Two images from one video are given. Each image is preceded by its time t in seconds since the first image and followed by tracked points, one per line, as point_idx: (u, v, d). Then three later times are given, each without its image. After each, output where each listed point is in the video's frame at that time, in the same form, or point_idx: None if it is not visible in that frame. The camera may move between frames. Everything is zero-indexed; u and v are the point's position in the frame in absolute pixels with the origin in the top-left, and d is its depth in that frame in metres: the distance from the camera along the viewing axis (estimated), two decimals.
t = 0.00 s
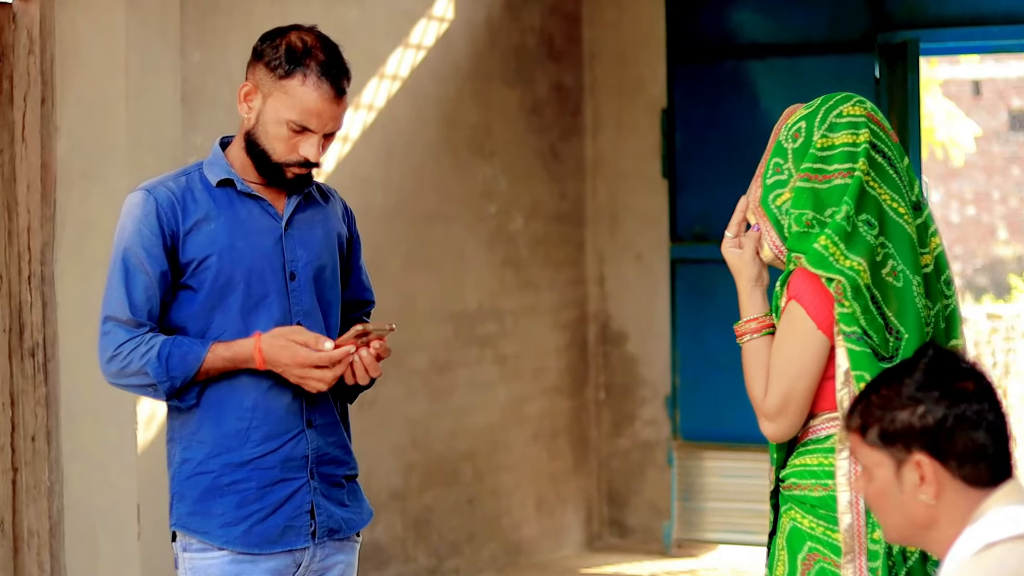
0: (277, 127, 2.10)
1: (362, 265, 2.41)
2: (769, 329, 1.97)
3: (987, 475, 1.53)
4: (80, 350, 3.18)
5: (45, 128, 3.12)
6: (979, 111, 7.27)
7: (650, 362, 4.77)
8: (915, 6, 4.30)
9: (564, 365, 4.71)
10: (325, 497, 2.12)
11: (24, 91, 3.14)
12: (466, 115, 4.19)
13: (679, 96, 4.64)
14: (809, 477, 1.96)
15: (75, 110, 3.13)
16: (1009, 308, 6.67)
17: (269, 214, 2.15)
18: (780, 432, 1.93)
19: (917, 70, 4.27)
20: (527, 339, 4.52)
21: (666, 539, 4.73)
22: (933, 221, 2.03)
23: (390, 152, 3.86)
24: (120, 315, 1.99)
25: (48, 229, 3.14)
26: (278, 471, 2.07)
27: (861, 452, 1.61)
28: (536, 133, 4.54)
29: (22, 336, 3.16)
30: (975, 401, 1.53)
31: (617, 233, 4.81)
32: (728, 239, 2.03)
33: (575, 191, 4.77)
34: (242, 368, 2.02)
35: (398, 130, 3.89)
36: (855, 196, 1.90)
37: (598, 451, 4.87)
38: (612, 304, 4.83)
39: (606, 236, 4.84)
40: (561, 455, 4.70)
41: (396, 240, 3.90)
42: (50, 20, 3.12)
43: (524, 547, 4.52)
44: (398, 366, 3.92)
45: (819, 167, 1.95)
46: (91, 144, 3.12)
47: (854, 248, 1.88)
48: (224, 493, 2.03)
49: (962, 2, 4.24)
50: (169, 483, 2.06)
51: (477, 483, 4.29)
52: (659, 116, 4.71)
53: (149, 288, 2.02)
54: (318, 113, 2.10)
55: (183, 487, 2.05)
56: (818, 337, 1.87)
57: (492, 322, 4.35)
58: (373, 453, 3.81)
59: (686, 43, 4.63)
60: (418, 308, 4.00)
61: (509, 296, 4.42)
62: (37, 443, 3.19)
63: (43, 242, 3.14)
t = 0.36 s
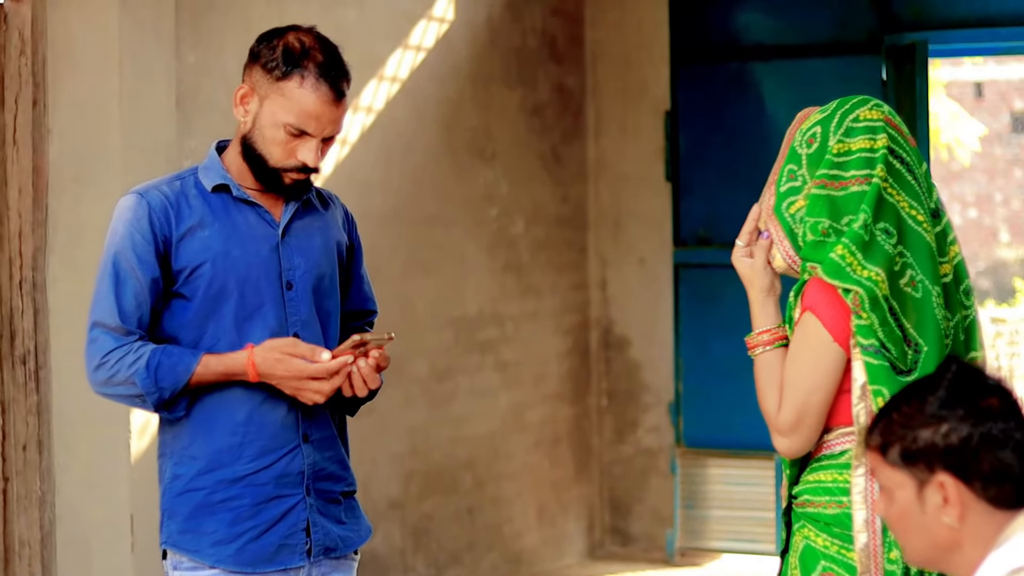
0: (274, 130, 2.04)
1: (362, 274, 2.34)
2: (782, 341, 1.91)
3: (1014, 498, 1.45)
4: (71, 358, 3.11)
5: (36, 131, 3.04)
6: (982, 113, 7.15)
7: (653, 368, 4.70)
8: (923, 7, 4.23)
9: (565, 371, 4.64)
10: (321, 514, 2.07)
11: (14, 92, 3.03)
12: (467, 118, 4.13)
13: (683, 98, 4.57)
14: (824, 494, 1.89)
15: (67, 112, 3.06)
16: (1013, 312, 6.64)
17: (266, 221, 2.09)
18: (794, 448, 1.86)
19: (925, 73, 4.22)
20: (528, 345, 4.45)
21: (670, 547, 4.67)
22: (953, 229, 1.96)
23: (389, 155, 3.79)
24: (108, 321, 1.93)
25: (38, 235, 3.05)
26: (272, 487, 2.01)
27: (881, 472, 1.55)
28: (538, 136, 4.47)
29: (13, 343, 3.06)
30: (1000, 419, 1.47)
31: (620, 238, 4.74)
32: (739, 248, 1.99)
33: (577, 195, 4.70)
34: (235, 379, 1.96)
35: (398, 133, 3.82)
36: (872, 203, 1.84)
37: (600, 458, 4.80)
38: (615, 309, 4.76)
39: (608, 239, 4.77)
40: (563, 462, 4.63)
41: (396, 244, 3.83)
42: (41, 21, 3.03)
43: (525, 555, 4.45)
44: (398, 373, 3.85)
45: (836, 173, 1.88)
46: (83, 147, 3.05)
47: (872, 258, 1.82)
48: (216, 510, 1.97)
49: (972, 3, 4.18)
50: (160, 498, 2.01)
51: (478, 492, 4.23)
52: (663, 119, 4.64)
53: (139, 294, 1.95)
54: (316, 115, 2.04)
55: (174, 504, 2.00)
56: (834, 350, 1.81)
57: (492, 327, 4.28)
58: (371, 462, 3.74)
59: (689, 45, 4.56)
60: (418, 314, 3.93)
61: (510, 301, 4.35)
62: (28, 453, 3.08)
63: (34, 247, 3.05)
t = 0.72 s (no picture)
0: (275, 134, 2.03)
1: (362, 283, 2.34)
2: (794, 348, 1.85)
3: None
4: (66, 365, 3.04)
5: (31, 132, 2.96)
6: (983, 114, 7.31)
7: (656, 373, 4.65)
8: (930, 8, 4.20)
9: (567, 376, 4.59)
10: (319, 528, 2.08)
11: (7, 95, 2.95)
12: (467, 120, 4.07)
13: (687, 101, 4.53)
14: (838, 507, 1.84)
15: (62, 116, 3.00)
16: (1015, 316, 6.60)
17: (265, 228, 2.08)
18: (806, 459, 1.81)
19: (931, 74, 4.19)
20: (529, 350, 4.40)
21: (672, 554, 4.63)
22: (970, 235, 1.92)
23: (389, 158, 3.73)
24: (103, 331, 1.92)
25: (33, 239, 2.98)
26: (270, 501, 2.02)
27: (900, 487, 1.50)
28: (539, 138, 4.42)
29: (6, 350, 2.97)
30: None
31: (622, 241, 4.69)
32: (750, 253, 1.93)
33: (579, 198, 4.65)
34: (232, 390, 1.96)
35: (397, 136, 3.77)
36: (888, 209, 1.79)
37: (602, 465, 4.75)
38: (616, 313, 4.71)
39: (611, 242, 4.72)
40: (565, 469, 4.57)
41: (395, 248, 3.77)
42: (37, 23, 2.96)
43: (527, 563, 4.40)
44: (398, 379, 3.79)
45: (850, 177, 1.83)
46: (79, 151, 2.99)
47: (887, 265, 1.77)
48: (212, 525, 1.98)
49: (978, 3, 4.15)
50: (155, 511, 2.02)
51: (479, 499, 4.17)
52: (666, 121, 4.59)
53: (135, 303, 1.94)
54: (318, 119, 2.03)
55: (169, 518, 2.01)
56: (846, 358, 1.76)
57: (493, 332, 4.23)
58: (370, 470, 3.68)
59: (692, 47, 4.52)
60: (417, 319, 3.87)
61: (512, 306, 4.30)
62: (23, 461, 3.01)
63: (28, 252, 2.97)
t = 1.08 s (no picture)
0: (276, 138, 2.02)
1: (369, 291, 2.37)
2: (807, 358, 1.85)
3: None
4: (63, 372, 3.00)
5: (26, 137, 2.98)
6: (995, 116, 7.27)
7: (660, 378, 4.60)
8: (936, 8, 4.13)
9: (571, 381, 4.54)
10: (323, 543, 2.11)
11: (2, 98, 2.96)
12: (469, 123, 4.02)
13: (691, 103, 4.49)
14: (852, 521, 1.81)
15: (56, 119, 2.97)
16: None
17: (268, 235, 2.09)
18: (820, 472, 1.79)
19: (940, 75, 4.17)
20: (533, 355, 4.35)
21: (678, 560, 4.60)
22: (987, 241, 1.92)
23: (389, 162, 3.65)
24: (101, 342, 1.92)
25: (30, 245, 2.99)
26: (272, 515, 2.03)
27: (922, 503, 1.45)
28: (541, 140, 4.38)
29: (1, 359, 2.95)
30: None
31: (626, 245, 4.65)
32: (763, 261, 1.95)
33: (582, 202, 4.61)
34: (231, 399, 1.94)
35: (398, 138, 3.69)
36: (905, 215, 1.78)
37: (606, 470, 4.70)
38: (620, 317, 4.67)
39: (615, 246, 4.67)
40: (568, 475, 4.53)
41: (396, 251, 3.68)
42: (31, 25, 2.98)
43: (530, 570, 4.35)
44: (401, 384, 3.71)
45: (865, 182, 1.83)
46: (73, 154, 2.95)
47: (904, 273, 1.75)
48: (214, 540, 1.99)
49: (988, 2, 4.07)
50: (154, 526, 2.02)
51: (481, 506, 4.12)
52: (670, 124, 4.54)
53: (133, 312, 1.94)
54: (321, 122, 2.02)
55: (168, 532, 2.01)
56: (863, 369, 1.73)
57: (496, 337, 4.17)
58: (370, 479, 3.56)
59: (696, 49, 4.49)
60: (420, 324, 3.79)
61: (514, 311, 4.26)
62: (19, 470, 2.99)
63: (24, 258, 2.98)
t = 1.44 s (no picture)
0: (268, 148, 2.03)
1: (369, 301, 2.37)
2: (805, 371, 1.85)
3: None
4: (61, 379, 2.98)
5: (24, 143, 2.98)
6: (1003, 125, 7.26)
7: (659, 386, 4.59)
8: (938, 16, 4.12)
9: (570, 389, 4.55)
10: (319, 555, 2.10)
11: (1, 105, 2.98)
12: (469, 130, 4.02)
13: (692, 111, 4.48)
14: (849, 534, 1.81)
15: (55, 126, 2.97)
16: None
17: (263, 244, 2.10)
18: (818, 486, 1.79)
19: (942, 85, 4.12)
20: (532, 362, 4.35)
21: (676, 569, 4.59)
22: (986, 255, 1.92)
23: (389, 170, 3.65)
24: (94, 353, 1.92)
25: (27, 251, 2.99)
26: (267, 527, 2.03)
27: (919, 519, 1.45)
28: (541, 147, 4.37)
29: None
30: None
31: (626, 253, 4.64)
32: (761, 274, 1.96)
33: (582, 209, 4.61)
34: (221, 407, 1.94)
35: (398, 145, 3.68)
36: (904, 228, 1.78)
37: (605, 478, 4.69)
38: (620, 325, 4.65)
39: (615, 254, 4.67)
40: (567, 483, 4.53)
41: (397, 259, 3.68)
42: (29, 31, 2.98)
43: None
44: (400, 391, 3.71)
45: (864, 195, 1.83)
46: (71, 161, 2.94)
47: (903, 286, 1.75)
48: (208, 551, 1.99)
49: (989, 12, 4.06)
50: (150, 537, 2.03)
51: (480, 514, 4.11)
52: (670, 132, 4.54)
53: (126, 324, 1.94)
54: (311, 130, 2.03)
55: (163, 544, 2.01)
56: (861, 384, 1.74)
57: (495, 345, 4.17)
58: (368, 486, 3.56)
59: (697, 57, 4.48)
60: (420, 332, 3.78)
61: (514, 318, 4.25)
62: (15, 478, 2.98)
63: (22, 265, 2.98)
